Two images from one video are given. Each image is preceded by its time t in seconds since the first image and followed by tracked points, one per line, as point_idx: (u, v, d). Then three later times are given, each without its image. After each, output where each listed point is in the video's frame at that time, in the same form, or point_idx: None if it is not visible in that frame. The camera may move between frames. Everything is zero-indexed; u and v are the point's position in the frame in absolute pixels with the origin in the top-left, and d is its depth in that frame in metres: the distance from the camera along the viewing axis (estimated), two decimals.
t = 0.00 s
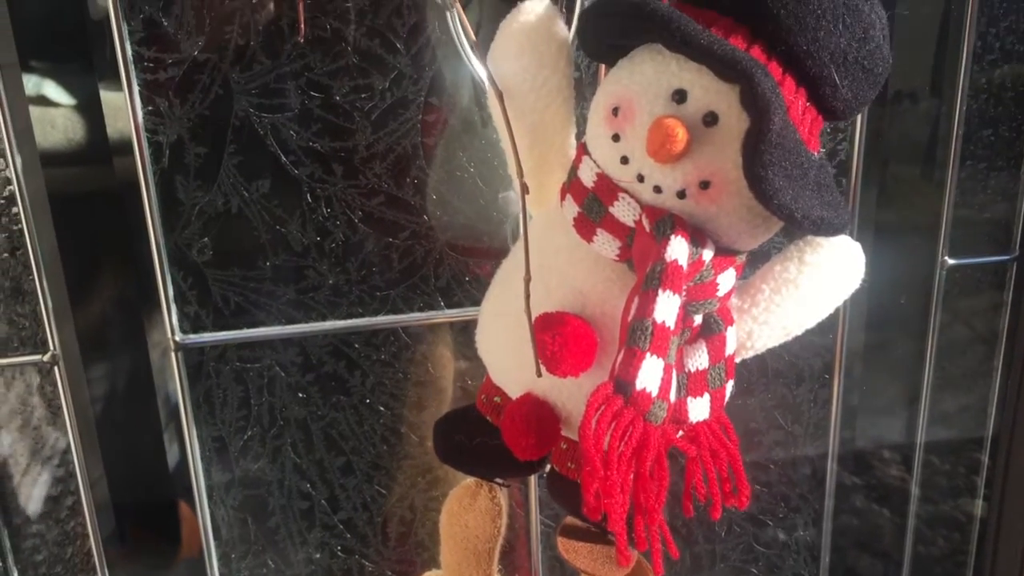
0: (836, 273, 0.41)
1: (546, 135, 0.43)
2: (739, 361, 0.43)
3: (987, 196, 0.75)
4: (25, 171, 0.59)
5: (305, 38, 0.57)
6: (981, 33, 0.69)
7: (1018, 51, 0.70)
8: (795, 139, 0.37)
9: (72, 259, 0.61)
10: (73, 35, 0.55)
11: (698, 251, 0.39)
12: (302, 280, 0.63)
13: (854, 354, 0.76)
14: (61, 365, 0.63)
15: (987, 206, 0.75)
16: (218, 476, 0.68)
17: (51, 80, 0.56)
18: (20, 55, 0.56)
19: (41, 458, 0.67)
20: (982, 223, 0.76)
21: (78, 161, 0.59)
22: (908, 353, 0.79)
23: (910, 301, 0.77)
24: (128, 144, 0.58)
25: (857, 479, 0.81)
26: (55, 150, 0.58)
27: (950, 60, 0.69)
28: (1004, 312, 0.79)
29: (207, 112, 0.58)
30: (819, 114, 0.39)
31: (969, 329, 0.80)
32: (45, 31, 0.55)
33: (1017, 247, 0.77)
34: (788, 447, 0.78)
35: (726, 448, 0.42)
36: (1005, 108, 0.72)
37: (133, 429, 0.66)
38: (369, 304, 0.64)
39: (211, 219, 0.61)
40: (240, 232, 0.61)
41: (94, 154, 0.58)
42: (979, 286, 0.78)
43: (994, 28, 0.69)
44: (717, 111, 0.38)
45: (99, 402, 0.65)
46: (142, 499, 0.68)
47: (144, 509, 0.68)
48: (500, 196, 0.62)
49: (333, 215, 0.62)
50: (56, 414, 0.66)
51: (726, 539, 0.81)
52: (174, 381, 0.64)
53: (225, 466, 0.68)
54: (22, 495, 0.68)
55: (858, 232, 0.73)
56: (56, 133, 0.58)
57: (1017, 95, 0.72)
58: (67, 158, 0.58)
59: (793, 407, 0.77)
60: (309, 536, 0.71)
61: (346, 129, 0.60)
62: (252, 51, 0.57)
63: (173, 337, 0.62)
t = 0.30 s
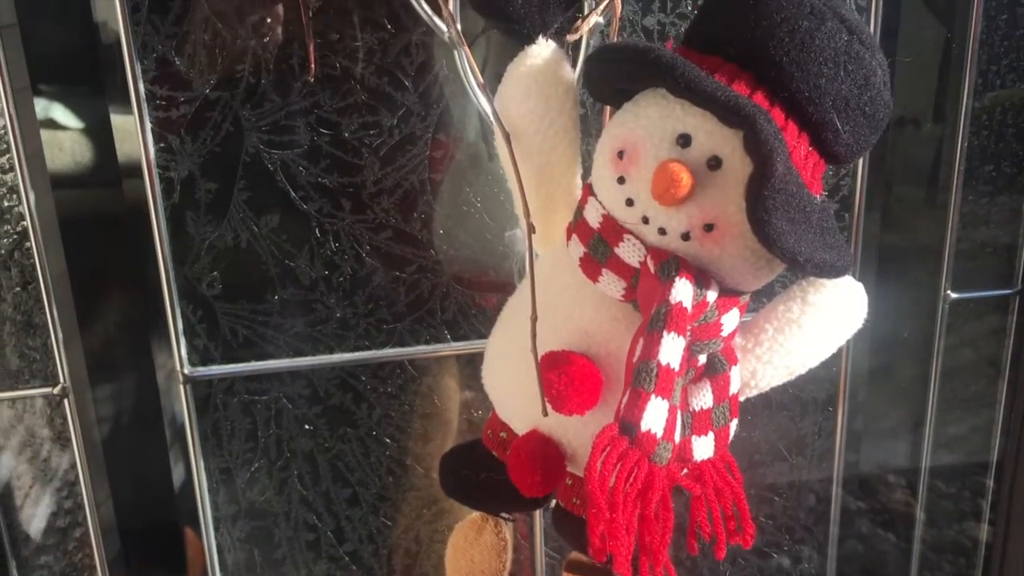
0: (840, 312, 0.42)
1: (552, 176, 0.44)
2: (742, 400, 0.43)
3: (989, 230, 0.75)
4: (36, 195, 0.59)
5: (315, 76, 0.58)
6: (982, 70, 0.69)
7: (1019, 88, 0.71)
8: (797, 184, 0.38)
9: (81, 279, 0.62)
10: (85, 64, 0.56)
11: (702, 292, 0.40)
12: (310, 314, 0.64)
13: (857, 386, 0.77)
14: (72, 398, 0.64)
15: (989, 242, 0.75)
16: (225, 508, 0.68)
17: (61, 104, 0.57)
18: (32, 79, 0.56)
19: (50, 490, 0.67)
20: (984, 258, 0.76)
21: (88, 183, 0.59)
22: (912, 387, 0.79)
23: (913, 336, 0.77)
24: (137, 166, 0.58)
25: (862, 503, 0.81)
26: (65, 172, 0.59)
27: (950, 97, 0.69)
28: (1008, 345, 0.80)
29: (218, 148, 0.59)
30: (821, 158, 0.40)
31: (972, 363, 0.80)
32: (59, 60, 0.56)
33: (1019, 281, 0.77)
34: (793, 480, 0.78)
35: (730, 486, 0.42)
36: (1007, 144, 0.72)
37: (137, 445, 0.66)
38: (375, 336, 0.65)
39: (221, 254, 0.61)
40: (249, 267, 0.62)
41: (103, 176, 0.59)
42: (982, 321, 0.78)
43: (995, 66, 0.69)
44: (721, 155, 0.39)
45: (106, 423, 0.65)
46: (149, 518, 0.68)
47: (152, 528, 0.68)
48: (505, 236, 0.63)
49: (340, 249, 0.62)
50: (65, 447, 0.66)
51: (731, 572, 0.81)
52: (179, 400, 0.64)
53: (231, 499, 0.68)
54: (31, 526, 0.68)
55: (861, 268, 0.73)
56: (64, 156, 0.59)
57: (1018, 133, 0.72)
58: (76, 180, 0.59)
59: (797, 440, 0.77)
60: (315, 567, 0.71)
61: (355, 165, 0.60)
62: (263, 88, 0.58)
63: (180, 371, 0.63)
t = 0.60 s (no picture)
0: (839, 360, 0.42)
1: (555, 225, 0.44)
2: (743, 447, 0.43)
3: (989, 273, 0.76)
4: (43, 224, 0.60)
5: (323, 122, 0.59)
6: (979, 116, 0.70)
7: (1016, 133, 0.71)
8: (797, 237, 0.39)
9: (88, 307, 0.62)
10: (93, 94, 0.57)
11: (703, 342, 0.40)
12: (315, 354, 0.64)
13: (858, 424, 0.77)
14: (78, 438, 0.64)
15: (988, 283, 0.76)
16: (229, 546, 0.68)
17: (68, 133, 0.58)
18: (41, 108, 0.57)
19: (56, 529, 0.67)
20: (983, 299, 0.77)
21: (96, 210, 0.60)
22: (912, 425, 0.79)
23: (914, 376, 0.77)
24: (144, 194, 0.59)
25: (866, 534, 0.81)
26: (73, 201, 0.59)
27: (949, 141, 0.70)
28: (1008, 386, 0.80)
29: (227, 192, 0.60)
30: (819, 211, 0.41)
31: (974, 403, 0.80)
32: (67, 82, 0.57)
33: (1019, 323, 0.77)
34: (795, 519, 0.78)
35: (731, 532, 0.42)
36: (1005, 188, 0.73)
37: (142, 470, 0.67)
38: (380, 376, 0.65)
39: (228, 295, 0.62)
40: (256, 308, 0.63)
41: (112, 204, 0.60)
42: (982, 362, 0.79)
43: (993, 111, 0.70)
44: (721, 208, 0.39)
45: (110, 449, 0.66)
46: (153, 548, 0.69)
47: (154, 557, 0.69)
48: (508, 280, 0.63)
49: (346, 290, 0.63)
50: (72, 486, 0.66)
51: None
52: (184, 430, 0.64)
53: (235, 538, 0.68)
54: (37, 565, 0.68)
55: (862, 307, 0.73)
56: (71, 185, 0.59)
57: (1016, 177, 0.73)
58: (83, 207, 0.60)
59: (799, 479, 0.77)
60: None
61: (362, 209, 0.61)
62: (272, 133, 0.59)
63: (188, 412, 0.64)
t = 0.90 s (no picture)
0: (839, 396, 0.43)
1: (556, 259, 0.45)
2: (744, 481, 0.44)
3: (988, 305, 0.76)
4: (45, 243, 0.61)
5: (327, 155, 0.59)
6: (977, 149, 0.70)
7: (1013, 167, 0.72)
8: (795, 275, 0.39)
9: (89, 328, 0.63)
10: (98, 121, 0.59)
11: (703, 377, 0.41)
12: (317, 384, 0.65)
13: (858, 455, 0.78)
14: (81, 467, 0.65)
15: (987, 314, 0.76)
16: None
17: (72, 155, 0.59)
18: (46, 131, 0.58)
19: (58, 558, 0.67)
20: (982, 331, 0.77)
21: (99, 232, 0.61)
22: (912, 454, 0.79)
23: (913, 408, 0.78)
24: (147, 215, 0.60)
25: (868, 558, 0.81)
26: (77, 223, 0.61)
27: (946, 173, 0.70)
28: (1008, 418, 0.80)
29: (231, 223, 0.60)
30: (818, 248, 0.41)
31: (975, 435, 0.80)
32: (72, 104, 0.58)
33: (1019, 353, 0.78)
34: (796, 548, 0.79)
35: (731, 568, 0.42)
36: (1004, 220, 0.73)
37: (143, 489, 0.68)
38: (381, 406, 0.66)
39: (231, 325, 0.62)
40: (258, 338, 0.63)
41: (115, 226, 0.61)
42: (983, 393, 0.79)
43: (990, 144, 0.71)
44: (720, 245, 0.40)
45: (111, 468, 0.66)
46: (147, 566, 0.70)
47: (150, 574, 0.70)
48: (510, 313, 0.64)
49: (348, 320, 0.63)
50: (75, 516, 0.66)
51: None
52: (185, 453, 0.65)
53: (236, 568, 0.68)
54: None
55: (862, 336, 0.74)
56: (75, 206, 0.60)
57: (1014, 209, 0.73)
58: (86, 228, 0.61)
59: (800, 508, 0.77)
60: None
61: (365, 239, 0.62)
62: (275, 166, 0.59)
63: (190, 440, 0.64)
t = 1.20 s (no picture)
0: (835, 437, 0.43)
1: (555, 298, 0.45)
2: (740, 521, 0.44)
3: (984, 341, 0.76)
4: (48, 270, 0.61)
5: (329, 191, 0.61)
6: (973, 186, 0.71)
7: (1010, 205, 0.72)
8: (790, 317, 0.39)
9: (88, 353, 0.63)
10: (104, 154, 0.59)
11: (699, 418, 0.41)
12: (317, 418, 0.66)
13: (856, 491, 0.78)
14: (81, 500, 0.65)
15: (983, 350, 0.76)
16: None
17: (76, 180, 0.60)
18: (50, 158, 0.59)
19: None
20: (979, 367, 0.77)
21: (102, 256, 0.61)
22: (910, 487, 0.79)
23: (911, 444, 0.78)
24: (149, 241, 0.60)
25: None
26: (80, 248, 0.61)
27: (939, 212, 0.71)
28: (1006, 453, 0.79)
29: (233, 259, 0.62)
30: (813, 290, 0.42)
31: (975, 469, 0.80)
32: (79, 131, 0.58)
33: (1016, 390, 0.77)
34: None
35: None
36: (1000, 258, 0.74)
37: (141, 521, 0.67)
38: (381, 440, 0.67)
39: (231, 359, 0.63)
40: (259, 372, 0.64)
41: (118, 251, 0.61)
42: (980, 427, 0.78)
43: (986, 182, 0.71)
44: (716, 287, 0.40)
45: (111, 493, 0.66)
46: None
47: None
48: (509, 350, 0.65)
49: (349, 355, 0.65)
50: (74, 551, 0.67)
51: None
52: (184, 479, 0.65)
53: None
54: None
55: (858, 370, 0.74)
56: (79, 231, 0.61)
57: (1010, 247, 0.74)
58: (88, 254, 0.61)
59: (798, 543, 0.78)
60: None
61: (366, 274, 0.63)
62: (277, 203, 0.61)
63: (190, 475, 0.65)
